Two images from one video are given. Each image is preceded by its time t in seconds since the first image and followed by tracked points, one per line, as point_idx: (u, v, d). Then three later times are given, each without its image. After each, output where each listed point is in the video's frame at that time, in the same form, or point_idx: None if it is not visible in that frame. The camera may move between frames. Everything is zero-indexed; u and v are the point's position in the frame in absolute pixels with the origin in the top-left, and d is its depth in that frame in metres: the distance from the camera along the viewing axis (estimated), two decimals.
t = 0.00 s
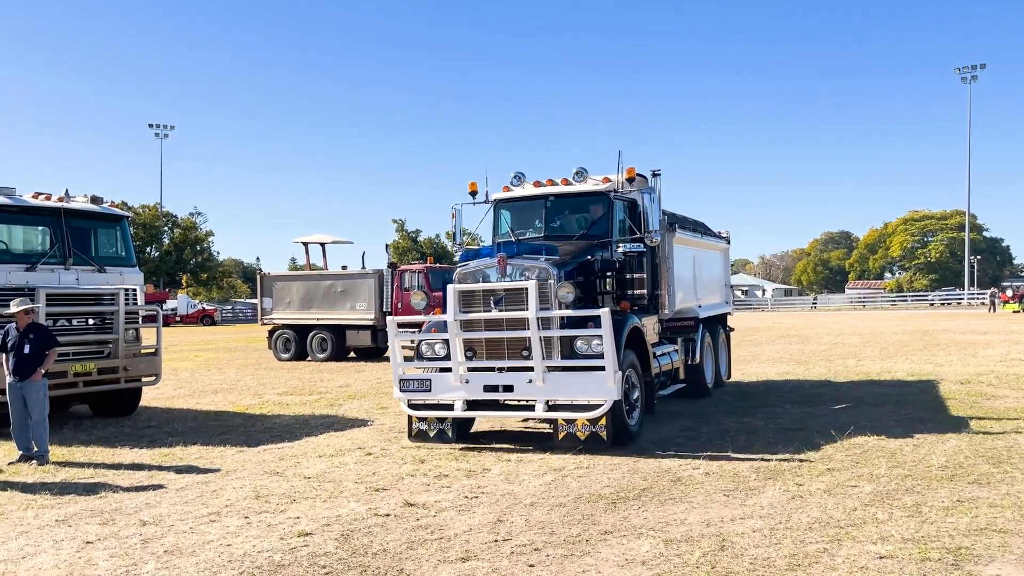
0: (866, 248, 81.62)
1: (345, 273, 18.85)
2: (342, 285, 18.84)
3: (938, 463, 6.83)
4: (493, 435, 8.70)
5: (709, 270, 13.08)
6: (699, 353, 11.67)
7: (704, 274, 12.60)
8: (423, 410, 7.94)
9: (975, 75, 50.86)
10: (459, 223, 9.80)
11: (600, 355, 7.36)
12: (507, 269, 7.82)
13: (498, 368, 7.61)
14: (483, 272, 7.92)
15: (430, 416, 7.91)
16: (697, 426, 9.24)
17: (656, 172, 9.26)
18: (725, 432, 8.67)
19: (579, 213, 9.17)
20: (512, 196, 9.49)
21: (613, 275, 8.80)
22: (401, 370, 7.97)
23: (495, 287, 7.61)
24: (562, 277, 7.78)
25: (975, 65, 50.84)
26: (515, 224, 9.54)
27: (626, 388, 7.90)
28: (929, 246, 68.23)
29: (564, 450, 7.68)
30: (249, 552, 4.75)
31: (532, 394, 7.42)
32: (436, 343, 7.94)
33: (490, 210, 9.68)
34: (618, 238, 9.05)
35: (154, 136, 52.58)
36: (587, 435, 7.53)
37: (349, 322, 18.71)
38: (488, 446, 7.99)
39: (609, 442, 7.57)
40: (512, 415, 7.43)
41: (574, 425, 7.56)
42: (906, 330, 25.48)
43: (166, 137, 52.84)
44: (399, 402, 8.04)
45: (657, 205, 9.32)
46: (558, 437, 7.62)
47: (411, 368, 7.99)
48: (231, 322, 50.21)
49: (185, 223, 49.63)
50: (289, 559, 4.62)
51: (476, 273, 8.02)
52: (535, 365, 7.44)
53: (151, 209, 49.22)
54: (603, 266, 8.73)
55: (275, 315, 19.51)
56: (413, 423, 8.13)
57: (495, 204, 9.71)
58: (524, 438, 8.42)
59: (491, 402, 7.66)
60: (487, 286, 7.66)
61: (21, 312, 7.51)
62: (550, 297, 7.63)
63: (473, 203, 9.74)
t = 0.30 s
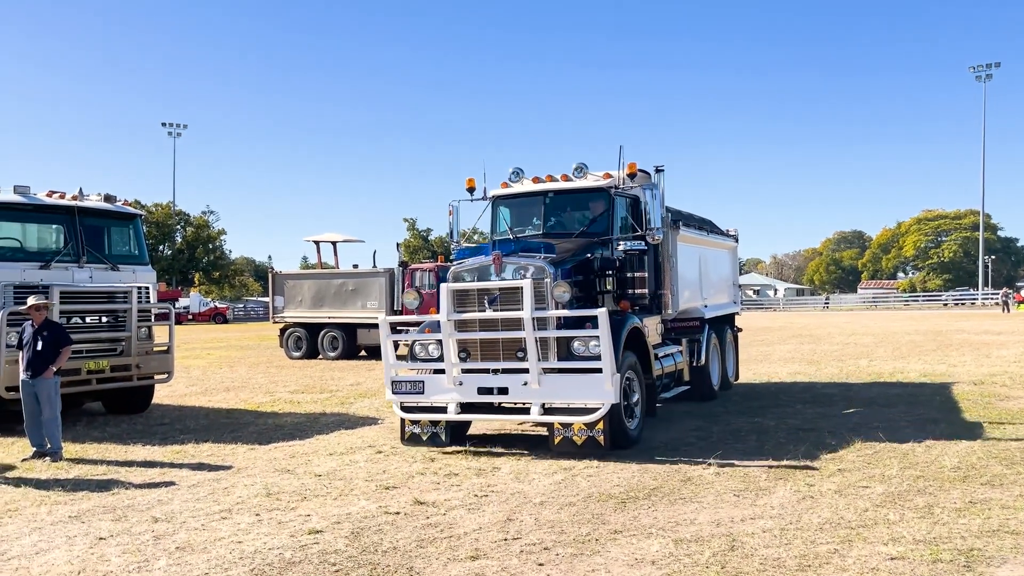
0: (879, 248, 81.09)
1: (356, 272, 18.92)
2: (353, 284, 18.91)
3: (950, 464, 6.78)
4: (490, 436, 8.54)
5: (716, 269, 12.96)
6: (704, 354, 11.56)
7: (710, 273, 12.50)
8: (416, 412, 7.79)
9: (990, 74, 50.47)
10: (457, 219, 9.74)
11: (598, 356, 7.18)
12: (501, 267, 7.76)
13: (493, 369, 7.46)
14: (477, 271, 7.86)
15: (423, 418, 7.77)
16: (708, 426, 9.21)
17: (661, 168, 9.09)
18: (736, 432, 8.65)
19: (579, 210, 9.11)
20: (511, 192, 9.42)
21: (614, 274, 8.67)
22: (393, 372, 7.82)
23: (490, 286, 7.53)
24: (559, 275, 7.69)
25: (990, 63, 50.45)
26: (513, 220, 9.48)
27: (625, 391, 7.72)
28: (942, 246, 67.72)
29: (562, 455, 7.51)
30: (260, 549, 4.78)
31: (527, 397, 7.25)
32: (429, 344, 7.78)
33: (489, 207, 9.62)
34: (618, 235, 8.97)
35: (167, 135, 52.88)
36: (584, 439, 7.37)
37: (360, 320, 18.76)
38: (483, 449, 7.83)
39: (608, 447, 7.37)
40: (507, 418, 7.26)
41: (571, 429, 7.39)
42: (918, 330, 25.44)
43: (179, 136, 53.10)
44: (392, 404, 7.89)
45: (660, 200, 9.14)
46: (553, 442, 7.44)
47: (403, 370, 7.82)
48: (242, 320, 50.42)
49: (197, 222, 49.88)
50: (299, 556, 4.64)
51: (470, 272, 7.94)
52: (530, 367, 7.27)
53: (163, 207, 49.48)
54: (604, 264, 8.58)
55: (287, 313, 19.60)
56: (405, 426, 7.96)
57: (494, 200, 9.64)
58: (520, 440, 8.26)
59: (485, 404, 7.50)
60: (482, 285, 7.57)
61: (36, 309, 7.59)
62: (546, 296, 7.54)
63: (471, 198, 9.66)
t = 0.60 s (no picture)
0: (892, 248, 80.58)
1: (368, 271, 19.00)
2: (365, 283, 18.99)
3: (963, 464, 6.74)
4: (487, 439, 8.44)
5: (722, 268, 12.86)
6: (710, 355, 11.42)
7: (716, 271, 12.40)
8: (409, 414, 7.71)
9: (1005, 73, 50.10)
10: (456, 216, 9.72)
11: (594, 356, 7.05)
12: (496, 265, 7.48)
13: (487, 370, 7.31)
14: (470, 269, 7.59)
15: (416, 420, 7.66)
16: (719, 426, 9.19)
17: (662, 164, 9.06)
18: (747, 432, 8.63)
19: (578, 207, 9.02)
20: (510, 188, 9.36)
21: (614, 273, 8.49)
22: (386, 373, 7.74)
23: (484, 285, 7.30)
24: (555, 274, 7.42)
25: (1005, 62, 50.08)
26: (512, 217, 9.42)
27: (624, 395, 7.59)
28: (957, 246, 67.22)
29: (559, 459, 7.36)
30: (273, 546, 4.81)
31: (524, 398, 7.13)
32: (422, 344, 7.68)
33: (489, 203, 9.57)
34: (618, 233, 8.85)
35: (180, 135, 53.22)
36: (580, 443, 7.18)
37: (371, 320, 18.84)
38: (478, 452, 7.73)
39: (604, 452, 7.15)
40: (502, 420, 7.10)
41: (566, 432, 7.22)
42: (932, 330, 25.29)
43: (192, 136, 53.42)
44: (385, 406, 7.82)
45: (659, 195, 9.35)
46: (549, 446, 7.27)
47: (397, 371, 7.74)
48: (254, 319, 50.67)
49: (210, 221, 50.17)
50: (311, 552, 4.67)
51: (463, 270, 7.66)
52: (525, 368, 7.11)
53: (177, 207, 49.79)
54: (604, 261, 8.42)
55: (299, 312, 19.68)
56: (399, 428, 7.86)
57: (493, 197, 9.59)
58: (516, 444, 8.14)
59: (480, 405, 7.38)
60: (476, 284, 7.34)
61: (54, 306, 7.68)
62: (541, 296, 7.27)
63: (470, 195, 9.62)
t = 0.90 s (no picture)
0: (905, 247, 80.11)
1: (380, 270, 19.08)
2: (377, 282, 19.08)
3: (979, 464, 6.71)
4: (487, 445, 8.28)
5: (729, 268, 12.78)
6: (717, 356, 11.31)
7: (723, 271, 12.32)
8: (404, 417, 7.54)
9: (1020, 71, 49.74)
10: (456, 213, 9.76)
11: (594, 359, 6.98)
12: (492, 264, 7.49)
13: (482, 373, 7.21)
14: (466, 268, 7.60)
15: (411, 424, 7.50)
16: (732, 425, 9.18)
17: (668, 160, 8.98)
18: (760, 431, 8.61)
19: (578, 203, 9.02)
20: (509, 185, 9.39)
21: (615, 271, 8.49)
22: (381, 375, 7.65)
23: (480, 285, 7.32)
24: (552, 272, 7.43)
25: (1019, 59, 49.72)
26: (512, 214, 9.44)
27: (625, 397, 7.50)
28: (971, 245, 66.76)
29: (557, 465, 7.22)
30: (290, 542, 4.85)
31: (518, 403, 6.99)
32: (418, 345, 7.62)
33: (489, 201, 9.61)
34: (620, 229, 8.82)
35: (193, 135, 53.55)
36: (579, 448, 7.04)
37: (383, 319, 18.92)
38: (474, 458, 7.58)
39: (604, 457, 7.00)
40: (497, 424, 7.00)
41: (565, 437, 7.08)
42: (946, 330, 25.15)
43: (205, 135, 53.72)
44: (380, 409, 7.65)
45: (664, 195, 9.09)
46: (547, 451, 7.12)
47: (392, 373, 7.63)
48: (267, 318, 50.92)
49: (223, 221, 50.46)
50: (328, 549, 4.71)
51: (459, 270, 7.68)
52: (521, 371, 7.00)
53: (190, 207, 50.11)
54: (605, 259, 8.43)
55: (311, 311, 19.79)
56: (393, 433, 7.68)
57: (493, 194, 9.63)
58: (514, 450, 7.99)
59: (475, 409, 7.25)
60: (472, 283, 7.36)
61: (75, 304, 7.77)
62: (538, 295, 7.30)
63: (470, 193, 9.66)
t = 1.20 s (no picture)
0: (916, 246, 79.75)
1: (391, 269, 19.17)
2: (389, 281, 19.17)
3: (995, 463, 6.72)
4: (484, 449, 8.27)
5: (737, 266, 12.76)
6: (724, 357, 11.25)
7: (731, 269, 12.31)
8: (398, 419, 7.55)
9: None
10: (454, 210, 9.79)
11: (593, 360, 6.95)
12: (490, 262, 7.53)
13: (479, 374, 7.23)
14: (463, 267, 7.65)
15: (406, 426, 7.50)
16: (745, 424, 9.21)
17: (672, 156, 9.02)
18: (775, 430, 8.64)
19: (578, 200, 9.05)
20: (509, 181, 9.42)
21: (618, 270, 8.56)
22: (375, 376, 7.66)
23: (477, 284, 7.36)
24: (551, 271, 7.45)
25: None
26: (511, 209, 9.48)
27: (627, 400, 7.47)
28: (983, 244, 66.40)
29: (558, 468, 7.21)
30: (311, 537, 4.91)
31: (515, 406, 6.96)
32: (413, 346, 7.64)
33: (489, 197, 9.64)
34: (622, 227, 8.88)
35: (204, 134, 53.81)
36: (579, 452, 7.02)
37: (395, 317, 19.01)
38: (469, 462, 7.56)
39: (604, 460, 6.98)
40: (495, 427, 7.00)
41: (564, 440, 7.06)
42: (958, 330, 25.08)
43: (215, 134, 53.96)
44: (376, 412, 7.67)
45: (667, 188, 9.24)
46: (546, 455, 7.11)
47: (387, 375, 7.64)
48: (277, 317, 51.14)
49: (233, 220, 50.69)
50: (350, 544, 4.77)
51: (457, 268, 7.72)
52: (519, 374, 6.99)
53: (200, 206, 50.37)
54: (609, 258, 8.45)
55: (323, 309, 19.90)
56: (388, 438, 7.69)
57: (493, 190, 9.65)
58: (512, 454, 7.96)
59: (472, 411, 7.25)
60: (470, 282, 7.40)
61: (93, 302, 7.86)
62: (536, 293, 7.32)
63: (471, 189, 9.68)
